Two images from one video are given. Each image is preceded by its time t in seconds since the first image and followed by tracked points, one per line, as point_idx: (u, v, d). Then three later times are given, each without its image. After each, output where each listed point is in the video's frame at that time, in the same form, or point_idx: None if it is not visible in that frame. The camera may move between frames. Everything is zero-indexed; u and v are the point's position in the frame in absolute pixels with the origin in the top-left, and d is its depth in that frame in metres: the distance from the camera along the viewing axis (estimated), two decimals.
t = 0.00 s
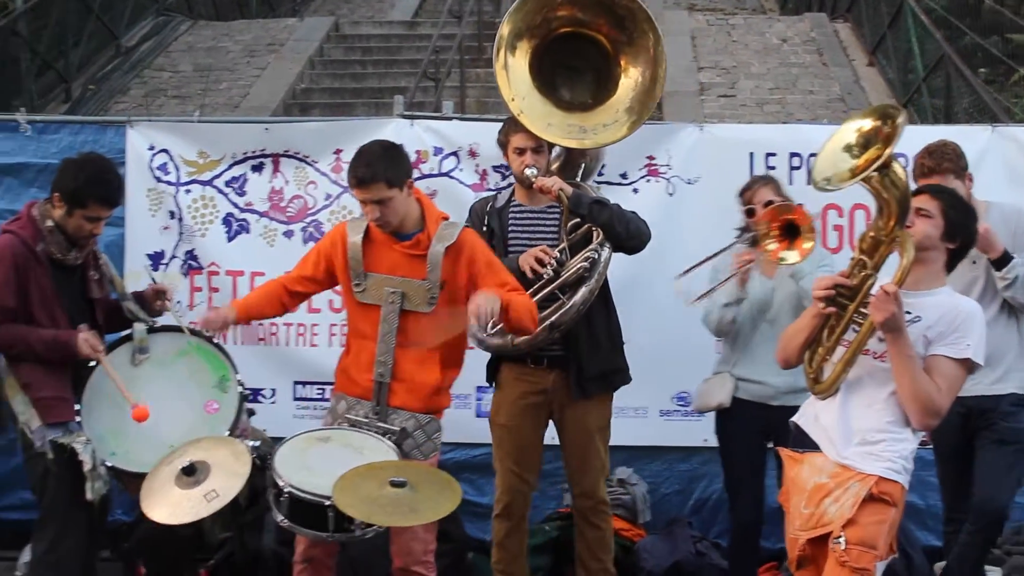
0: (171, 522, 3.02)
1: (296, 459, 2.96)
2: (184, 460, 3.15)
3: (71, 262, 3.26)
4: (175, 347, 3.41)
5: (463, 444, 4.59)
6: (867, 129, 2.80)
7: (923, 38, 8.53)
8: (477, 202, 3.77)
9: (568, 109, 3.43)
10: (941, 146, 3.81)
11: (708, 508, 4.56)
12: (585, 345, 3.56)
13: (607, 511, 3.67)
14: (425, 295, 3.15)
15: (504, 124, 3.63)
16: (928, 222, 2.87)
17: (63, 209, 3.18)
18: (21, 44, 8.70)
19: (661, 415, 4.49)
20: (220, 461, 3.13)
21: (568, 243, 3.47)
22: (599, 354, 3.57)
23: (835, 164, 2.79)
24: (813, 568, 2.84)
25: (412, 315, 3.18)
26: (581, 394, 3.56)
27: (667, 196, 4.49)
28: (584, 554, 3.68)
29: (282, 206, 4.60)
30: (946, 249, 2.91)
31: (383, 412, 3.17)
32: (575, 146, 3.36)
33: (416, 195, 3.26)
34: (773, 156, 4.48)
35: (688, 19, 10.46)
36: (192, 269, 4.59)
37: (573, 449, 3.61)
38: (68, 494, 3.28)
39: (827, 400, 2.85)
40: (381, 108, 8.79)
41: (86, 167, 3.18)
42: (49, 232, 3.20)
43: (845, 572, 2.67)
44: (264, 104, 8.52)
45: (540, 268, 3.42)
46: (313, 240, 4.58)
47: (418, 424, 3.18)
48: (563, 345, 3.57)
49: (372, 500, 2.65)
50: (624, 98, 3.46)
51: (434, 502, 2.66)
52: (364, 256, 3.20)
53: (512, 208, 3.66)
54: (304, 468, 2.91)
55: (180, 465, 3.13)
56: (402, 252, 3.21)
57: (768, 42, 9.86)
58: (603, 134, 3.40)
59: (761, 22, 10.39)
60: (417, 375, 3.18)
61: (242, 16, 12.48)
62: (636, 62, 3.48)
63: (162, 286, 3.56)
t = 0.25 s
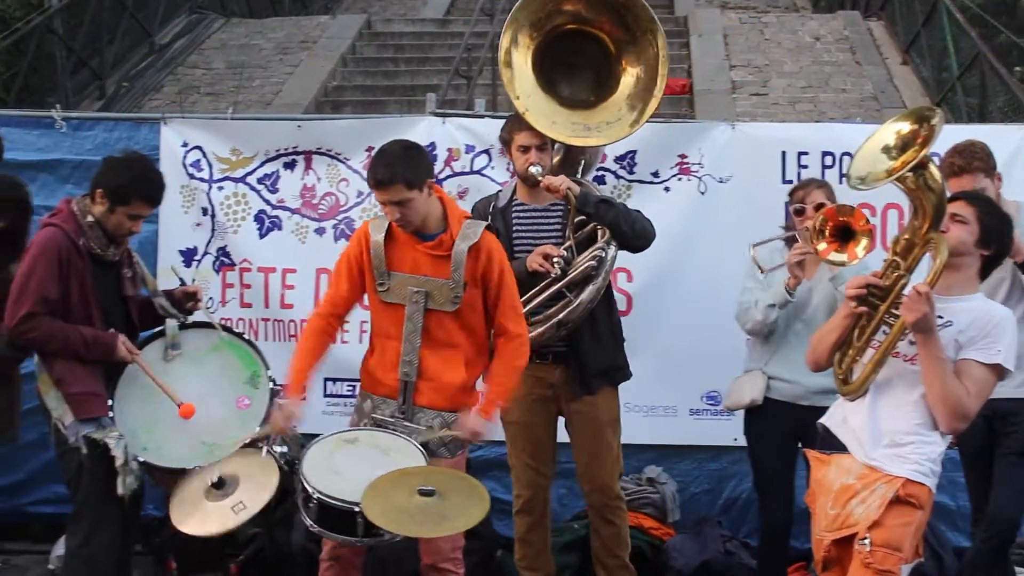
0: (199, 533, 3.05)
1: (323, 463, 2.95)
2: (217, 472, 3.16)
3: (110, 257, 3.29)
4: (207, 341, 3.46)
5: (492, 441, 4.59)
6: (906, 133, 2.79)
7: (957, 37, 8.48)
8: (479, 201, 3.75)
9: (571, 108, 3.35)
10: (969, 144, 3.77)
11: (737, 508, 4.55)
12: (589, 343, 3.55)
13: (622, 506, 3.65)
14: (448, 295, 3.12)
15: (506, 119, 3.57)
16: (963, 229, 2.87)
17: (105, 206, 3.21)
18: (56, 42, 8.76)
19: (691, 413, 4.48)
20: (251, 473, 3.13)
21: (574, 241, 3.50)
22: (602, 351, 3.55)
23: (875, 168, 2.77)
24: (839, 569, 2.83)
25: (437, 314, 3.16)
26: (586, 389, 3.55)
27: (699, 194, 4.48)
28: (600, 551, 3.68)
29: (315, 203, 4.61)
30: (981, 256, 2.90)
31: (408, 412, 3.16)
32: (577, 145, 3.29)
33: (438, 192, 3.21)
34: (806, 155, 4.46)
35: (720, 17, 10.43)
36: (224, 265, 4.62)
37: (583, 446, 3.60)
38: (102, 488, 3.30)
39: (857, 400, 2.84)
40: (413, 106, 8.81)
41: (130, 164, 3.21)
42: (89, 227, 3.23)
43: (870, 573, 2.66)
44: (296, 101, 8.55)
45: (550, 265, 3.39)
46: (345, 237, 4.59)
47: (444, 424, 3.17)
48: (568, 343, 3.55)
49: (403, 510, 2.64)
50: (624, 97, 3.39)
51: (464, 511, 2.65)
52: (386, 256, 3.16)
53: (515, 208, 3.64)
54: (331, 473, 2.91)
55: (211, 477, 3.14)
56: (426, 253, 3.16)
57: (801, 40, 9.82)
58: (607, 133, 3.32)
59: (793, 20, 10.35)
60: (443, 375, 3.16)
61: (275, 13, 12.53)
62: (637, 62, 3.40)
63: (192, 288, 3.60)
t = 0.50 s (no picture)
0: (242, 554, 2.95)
1: (343, 470, 2.96)
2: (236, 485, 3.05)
3: (132, 255, 3.30)
4: (227, 339, 3.49)
5: (512, 440, 4.60)
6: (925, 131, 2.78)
7: (979, 36, 8.45)
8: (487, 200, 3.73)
9: (579, 106, 3.30)
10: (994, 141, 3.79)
11: (757, 508, 4.55)
12: (601, 341, 3.56)
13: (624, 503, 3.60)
14: (462, 296, 3.14)
15: (514, 120, 3.56)
16: (983, 224, 2.87)
17: (129, 203, 3.23)
18: (78, 41, 8.81)
19: (710, 413, 4.48)
20: (270, 482, 3.05)
21: (586, 238, 3.50)
22: (613, 348, 3.57)
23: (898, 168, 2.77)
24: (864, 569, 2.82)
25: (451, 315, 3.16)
26: (595, 386, 3.54)
27: (719, 194, 4.48)
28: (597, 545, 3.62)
29: (335, 201, 4.63)
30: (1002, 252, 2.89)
31: (425, 414, 3.15)
32: (585, 142, 3.24)
33: (446, 195, 3.21)
34: (826, 156, 4.45)
35: (740, 16, 10.42)
36: (245, 263, 4.64)
37: (589, 441, 3.58)
38: (125, 487, 3.31)
39: (882, 400, 2.84)
40: (433, 105, 8.83)
41: (155, 163, 3.22)
42: (111, 225, 3.24)
43: (901, 573, 2.67)
44: (316, 100, 8.57)
45: (563, 260, 3.42)
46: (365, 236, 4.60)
47: (462, 424, 3.19)
48: (579, 341, 3.57)
49: (429, 519, 2.65)
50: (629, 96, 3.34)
51: (494, 521, 2.67)
52: (398, 258, 3.18)
53: (523, 207, 3.63)
54: (352, 480, 2.93)
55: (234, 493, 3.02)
56: (436, 255, 3.17)
57: (821, 40, 9.80)
58: (615, 130, 3.27)
59: (814, 19, 10.33)
60: (458, 376, 3.16)
61: (295, 12, 12.56)
62: (641, 62, 3.36)
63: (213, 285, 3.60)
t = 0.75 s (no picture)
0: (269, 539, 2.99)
1: (359, 463, 2.98)
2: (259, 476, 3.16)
3: (146, 256, 3.32)
4: (241, 338, 3.53)
5: (526, 440, 4.61)
6: (927, 169, 2.62)
7: (994, 34, 8.43)
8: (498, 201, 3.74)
9: (591, 106, 3.27)
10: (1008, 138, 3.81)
11: (771, 507, 4.55)
12: (615, 341, 3.55)
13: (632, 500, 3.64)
14: (477, 293, 3.13)
15: (528, 118, 3.57)
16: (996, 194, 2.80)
17: (143, 203, 3.24)
18: (93, 43, 8.84)
19: (725, 412, 4.48)
20: (285, 471, 3.15)
21: (601, 236, 3.51)
22: (627, 347, 3.55)
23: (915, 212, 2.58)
24: (915, 555, 2.76)
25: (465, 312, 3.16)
26: (609, 384, 3.56)
27: (733, 193, 4.48)
28: (605, 542, 3.66)
29: (350, 202, 4.63)
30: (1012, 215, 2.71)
31: (440, 411, 3.16)
32: (599, 141, 3.20)
33: (457, 190, 3.22)
34: (841, 154, 4.44)
35: (754, 15, 10.41)
36: (260, 263, 4.65)
37: (599, 439, 3.59)
38: (141, 487, 3.31)
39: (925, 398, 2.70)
40: (447, 105, 8.84)
41: (169, 163, 3.23)
42: (125, 226, 3.25)
43: (983, 566, 2.62)
44: (331, 101, 8.59)
45: (579, 257, 3.40)
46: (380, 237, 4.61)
47: (477, 421, 3.18)
48: (592, 339, 3.56)
49: (446, 511, 2.66)
50: (641, 96, 3.31)
51: (511, 513, 2.68)
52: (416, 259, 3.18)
53: (536, 206, 3.65)
54: (368, 474, 2.94)
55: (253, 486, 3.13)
56: (449, 252, 3.18)
57: (835, 38, 9.79)
58: (628, 129, 3.23)
59: (828, 17, 10.32)
60: (472, 373, 3.16)
61: (309, 13, 12.58)
62: (653, 62, 3.33)
63: (227, 285, 3.61)
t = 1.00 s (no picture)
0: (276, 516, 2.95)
1: (373, 455, 2.99)
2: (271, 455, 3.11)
3: (160, 257, 3.33)
4: (256, 339, 3.53)
5: (541, 441, 4.61)
6: (972, 201, 2.46)
7: (1011, 35, 8.38)
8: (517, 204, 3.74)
9: (614, 109, 3.26)
10: None
11: (786, 509, 4.55)
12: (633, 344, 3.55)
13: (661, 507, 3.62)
14: (495, 290, 3.13)
15: (549, 120, 3.56)
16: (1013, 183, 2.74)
17: (158, 205, 3.25)
18: (110, 44, 8.88)
19: (740, 415, 4.48)
20: (296, 453, 3.10)
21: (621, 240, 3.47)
22: (646, 350, 3.56)
23: (983, 248, 2.37)
24: (977, 552, 2.66)
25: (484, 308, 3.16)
26: (629, 389, 3.55)
27: (748, 195, 4.48)
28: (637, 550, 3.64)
29: (365, 203, 4.64)
30: None
31: (456, 408, 3.16)
32: (622, 145, 3.19)
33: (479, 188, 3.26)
34: (857, 156, 4.43)
35: (770, 16, 10.39)
36: (276, 265, 4.66)
37: (623, 447, 3.59)
38: (156, 487, 3.32)
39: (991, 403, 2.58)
40: (462, 107, 8.85)
41: (183, 165, 3.24)
42: (140, 228, 3.26)
43: None
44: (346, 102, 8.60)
45: (600, 260, 3.38)
46: (395, 238, 4.61)
47: (492, 419, 3.18)
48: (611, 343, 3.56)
49: (457, 490, 2.66)
50: (663, 99, 3.31)
51: (522, 491, 2.66)
52: (432, 253, 3.19)
53: (556, 208, 3.64)
54: (383, 464, 2.95)
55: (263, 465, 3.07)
56: (469, 249, 3.18)
57: (852, 39, 9.77)
58: (650, 133, 3.23)
59: (844, 19, 10.29)
60: (490, 370, 3.15)
61: (325, 15, 12.60)
62: (675, 65, 3.33)
63: (242, 287, 3.62)
